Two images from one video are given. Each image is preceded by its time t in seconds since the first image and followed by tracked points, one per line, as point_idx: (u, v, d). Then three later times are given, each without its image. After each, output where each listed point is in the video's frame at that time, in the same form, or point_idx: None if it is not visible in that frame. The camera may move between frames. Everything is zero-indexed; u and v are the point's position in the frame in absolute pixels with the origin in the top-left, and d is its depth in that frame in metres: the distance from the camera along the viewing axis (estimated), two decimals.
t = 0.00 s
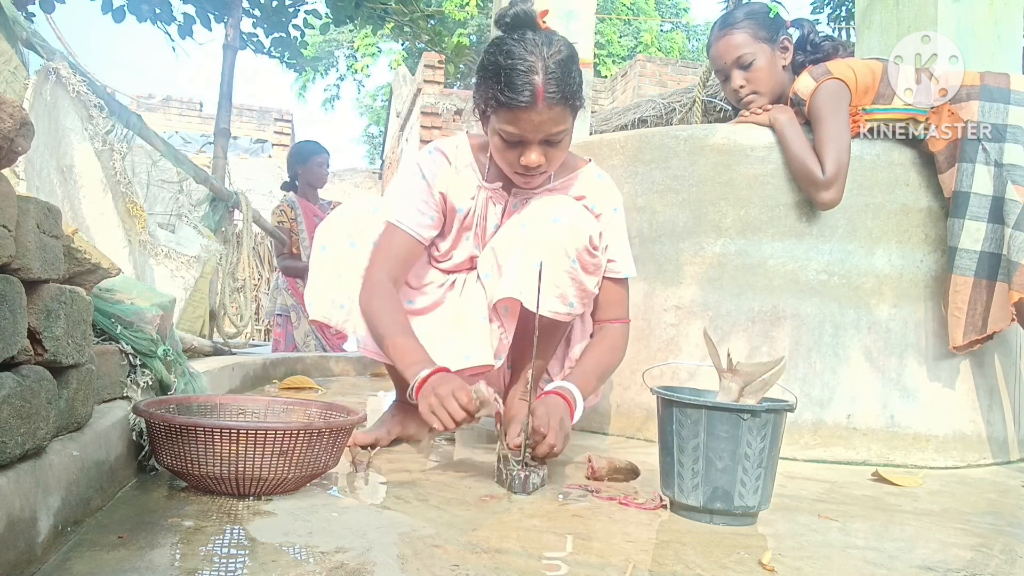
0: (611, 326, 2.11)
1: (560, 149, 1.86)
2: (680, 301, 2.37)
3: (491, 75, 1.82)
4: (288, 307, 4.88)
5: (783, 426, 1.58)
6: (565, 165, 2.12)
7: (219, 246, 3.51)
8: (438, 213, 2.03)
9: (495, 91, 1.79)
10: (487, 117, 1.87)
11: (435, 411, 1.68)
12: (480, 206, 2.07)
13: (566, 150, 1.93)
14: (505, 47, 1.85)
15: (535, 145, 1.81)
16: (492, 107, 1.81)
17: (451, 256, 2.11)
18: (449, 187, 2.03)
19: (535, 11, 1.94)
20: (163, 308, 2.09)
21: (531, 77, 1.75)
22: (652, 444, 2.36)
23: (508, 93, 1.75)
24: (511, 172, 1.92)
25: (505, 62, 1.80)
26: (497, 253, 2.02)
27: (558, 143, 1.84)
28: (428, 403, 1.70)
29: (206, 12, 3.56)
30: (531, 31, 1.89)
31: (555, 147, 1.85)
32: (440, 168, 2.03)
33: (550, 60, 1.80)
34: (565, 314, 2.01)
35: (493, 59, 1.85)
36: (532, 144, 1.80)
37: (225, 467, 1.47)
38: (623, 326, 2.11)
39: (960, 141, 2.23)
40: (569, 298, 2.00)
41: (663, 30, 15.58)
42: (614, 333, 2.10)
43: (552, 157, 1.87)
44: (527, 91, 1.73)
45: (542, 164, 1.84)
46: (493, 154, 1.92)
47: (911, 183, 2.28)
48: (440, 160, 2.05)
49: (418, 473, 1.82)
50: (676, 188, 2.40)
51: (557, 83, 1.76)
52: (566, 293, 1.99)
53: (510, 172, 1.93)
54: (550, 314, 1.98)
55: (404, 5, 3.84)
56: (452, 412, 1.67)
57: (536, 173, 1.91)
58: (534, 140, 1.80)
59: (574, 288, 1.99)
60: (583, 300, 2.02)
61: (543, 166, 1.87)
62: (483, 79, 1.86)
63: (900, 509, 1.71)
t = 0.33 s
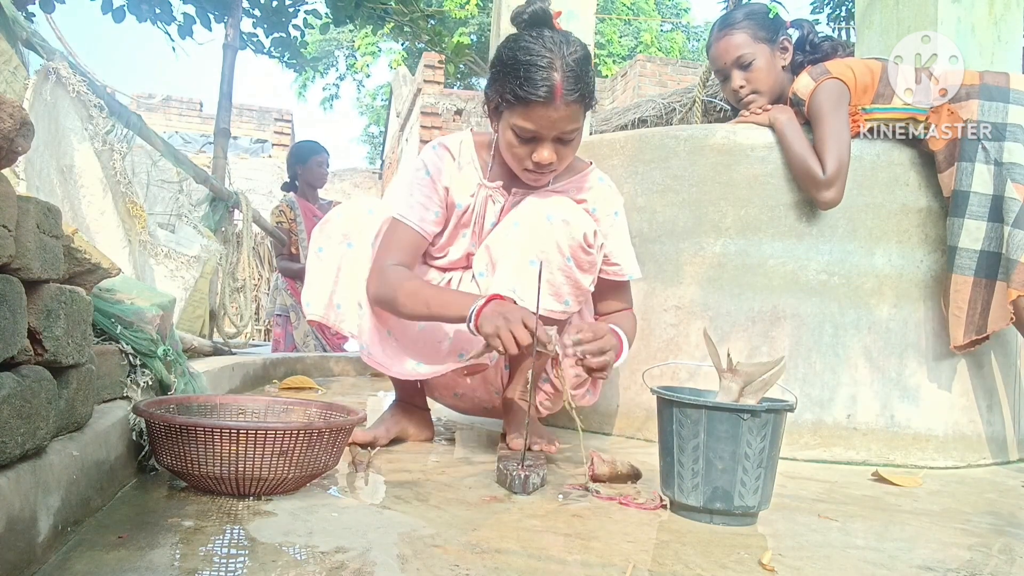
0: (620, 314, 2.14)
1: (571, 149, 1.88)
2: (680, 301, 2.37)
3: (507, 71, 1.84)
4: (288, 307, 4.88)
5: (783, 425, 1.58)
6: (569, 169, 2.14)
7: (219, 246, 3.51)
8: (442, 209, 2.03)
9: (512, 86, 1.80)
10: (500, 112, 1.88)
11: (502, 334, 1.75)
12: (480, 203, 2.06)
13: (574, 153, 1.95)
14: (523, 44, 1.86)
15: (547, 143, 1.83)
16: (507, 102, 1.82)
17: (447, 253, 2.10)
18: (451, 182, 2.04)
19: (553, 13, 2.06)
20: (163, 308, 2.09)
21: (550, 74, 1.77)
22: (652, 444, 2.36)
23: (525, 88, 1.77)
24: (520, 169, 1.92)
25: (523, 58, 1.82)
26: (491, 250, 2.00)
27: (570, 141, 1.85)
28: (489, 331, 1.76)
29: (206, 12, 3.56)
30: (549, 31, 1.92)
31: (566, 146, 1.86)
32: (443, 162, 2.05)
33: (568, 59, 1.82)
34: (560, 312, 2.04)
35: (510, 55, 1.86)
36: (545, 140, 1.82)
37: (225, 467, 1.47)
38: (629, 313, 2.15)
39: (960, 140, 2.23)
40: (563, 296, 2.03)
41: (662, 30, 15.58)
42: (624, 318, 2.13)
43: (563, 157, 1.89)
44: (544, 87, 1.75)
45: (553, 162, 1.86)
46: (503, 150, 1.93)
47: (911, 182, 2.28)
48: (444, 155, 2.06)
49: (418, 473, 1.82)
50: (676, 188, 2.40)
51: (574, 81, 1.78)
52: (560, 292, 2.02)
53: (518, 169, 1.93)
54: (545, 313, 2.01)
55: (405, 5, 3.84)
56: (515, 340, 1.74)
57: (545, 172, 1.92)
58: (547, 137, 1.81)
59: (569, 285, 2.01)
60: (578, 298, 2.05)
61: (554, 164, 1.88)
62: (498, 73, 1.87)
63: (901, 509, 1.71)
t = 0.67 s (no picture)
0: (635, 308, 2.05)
1: (581, 148, 1.89)
2: (680, 301, 2.38)
3: (521, 69, 1.83)
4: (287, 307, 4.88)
5: (784, 426, 1.58)
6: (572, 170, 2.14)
7: (219, 246, 3.51)
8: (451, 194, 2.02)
9: (525, 83, 1.80)
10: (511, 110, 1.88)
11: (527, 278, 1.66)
12: (485, 196, 2.07)
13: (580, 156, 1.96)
14: (537, 43, 1.86)
15: (558, 141, 1.83)
16: (520, 99, 1.82)
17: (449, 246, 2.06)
18: (458, 170, 2.05)
19: (564, 17, 2.10)
20: (163, 308, 2.09)
21: (565, 73, 1.77)
22: (652, 444, 2.36)
23: (540, 85, 1.77)
24: (528, 167, 1.92)
25: (537, 57, 1.82)
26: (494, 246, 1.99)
27: (580, 141, 1.86)
28: (513, 279, 1.67)
29: (206, 12, 3.56)
30: (563, 32, 1.92)
31: (576, 146, 1.87)
32: (454, 149, 2.06)
33: (584, 60, 1.82)
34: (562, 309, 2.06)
35: (524, 53, 1.86)
36: (557, 138, 1.83)
37: (225, 467, 1.47)
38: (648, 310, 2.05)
39: (960, 141, 2.23)
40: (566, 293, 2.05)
41: (662, 30, 15.59)
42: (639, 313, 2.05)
43: (573, 156, 1.90)
44: (560, 85, 1.76)
45: (563, 160, 1.86)
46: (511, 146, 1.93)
47: (911, 183, 2.28)
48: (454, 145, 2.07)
49: (418, 473, 1.82)
50: (676, 188, 2.40)
51: (590, 82, 1.79)
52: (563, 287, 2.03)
53: (526, 167, 1.93)
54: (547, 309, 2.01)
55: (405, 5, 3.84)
56: (543, 282, 1.64)
57: (553, 171, 1.92)
58: (559, 135, 1.82)
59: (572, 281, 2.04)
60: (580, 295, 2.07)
61: (563, 163, 1.89)
62: (510, 71, 1.87)
63: (901, 510, 1.72)
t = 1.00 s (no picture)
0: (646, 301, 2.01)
1: (581, 149, 1.89)
2: (680, 301, 2.38)
3: (521, 70, 1.83)
4: (287, 307, 4.88)
5: (784, 426, 1.58)
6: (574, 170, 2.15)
7: (219, 246, 3.51)
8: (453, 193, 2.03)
9: (525, 85, 1.80)
10: (512, 110, 1.88)
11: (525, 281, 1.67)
12: (487, 197, 2.07)
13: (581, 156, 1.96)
14: (538, 44, 1.86)
15: (558, 142, 1.83)
16: (520, 100, 1.82)
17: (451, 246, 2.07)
18: (461, 170, 2.06)
19: (567, 17, 2.10)
20: (163, 308, 2.09)
21: (565, 74, 1.77)
22: (652, 444, 2.36)
23: (539, 86, 1.77)
24: (529, 168, 1.92)
25: (538, 58, 1.82)
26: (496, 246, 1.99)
27: (580, 142, 1.86)
28: (513, 282, 1.68)
29: (206, 12, 3.56)
30: (563, 31, 1.92)
31: (577, 147, 1.87)
32: (456, 150, 2.07)
33: (584, 61, 1.82)
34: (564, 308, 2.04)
35: (525, 54, 1.86)
36: (557, 140, 1.83)
37: (225, 467, 1.47)
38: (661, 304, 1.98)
39: (960, 141, 2.22)
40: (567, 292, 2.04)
41: (662, 30, 15.60)
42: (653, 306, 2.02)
43: (573, 157, 1.90)
44: (559, 87, 1.76)
45: (563, 161, 1.86)
46: (512, 147, 1.93)
47: (911, 183, 2.28)
48: (458, 145, 2.08)
49: (419, 473, 1.82)
50: (676, 188, 2.40)
51: (590, 83, 1.78)
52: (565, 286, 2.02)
53: (527, 168, 1.93)
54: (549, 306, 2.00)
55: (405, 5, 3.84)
56: (544, 287, 1.65)
57: (554, 172, 1.92)
58: (560, 136, 1.82)
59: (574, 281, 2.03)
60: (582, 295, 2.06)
61: (564, 164, 1.89)
62: (510, 72, 1.87)
63: (901, 509, 1.72)
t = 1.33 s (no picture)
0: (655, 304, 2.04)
1: (579, 151, 1.89)
2: (680, 301, 2.38)
3: (519, 71, 1.84)
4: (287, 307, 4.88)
5: (784, 426, 1.57)
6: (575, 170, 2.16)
7: (219, 246, 3.52)
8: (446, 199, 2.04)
9: (523, 86, 1.80)
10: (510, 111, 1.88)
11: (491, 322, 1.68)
12: (486, 199, 2.07)
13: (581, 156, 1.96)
14: (537, 45, 1.86)
15: (555, 144, 1.84)
16: (518, 101, 1.82)
17: (452, 250, 2.09)
18: (458, 174, 2.06)
19: (566, 17, 2.10)
20: (163, 307, 2.09)
21: (563, 76, 1.77)
22: (652, 444, 2.36)
23: (537, 87, 1.77)
24: (527, 169, 1.92)
25: (536, 59, 1.82)
26: (498, 249, 1.99)
27: (579, 144, 1.86)
28: (476, 320, 1.69)
29: (206, 12, 3.56)
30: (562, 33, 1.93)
31: (575, 148, 1.87)
32: (452, 154, 2.06)
33: (582, 62, 1.82)
34: (566, 310, 2.02)
35: (524, 55, 1.85)
36: (554, 142, 1.83)
37: (225, 467, 1.47)
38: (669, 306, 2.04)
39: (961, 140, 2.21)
40: (570, 295, 2.02)
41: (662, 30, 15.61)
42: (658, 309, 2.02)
43: (571, 158, 1.90)
44: (557, 88, 1.76)
45: (561, 163, 1.86)
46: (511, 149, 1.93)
47: (911, 183, 2.28)
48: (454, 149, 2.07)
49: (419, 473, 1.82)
50: (676, 188, 2.40)
51: (587, 85, 1.79)
52: (567, 289, 2.01)
53: (525, 170, 1.93)
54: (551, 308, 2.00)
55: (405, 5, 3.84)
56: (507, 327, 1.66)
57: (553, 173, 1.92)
58: (557, 138, 1.82)
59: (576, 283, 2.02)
60: (584, 296, 2.05)
61: (562, 166, 1.89)
62: (509, 73, 1.87)
63: (901, 509, 1.72)
